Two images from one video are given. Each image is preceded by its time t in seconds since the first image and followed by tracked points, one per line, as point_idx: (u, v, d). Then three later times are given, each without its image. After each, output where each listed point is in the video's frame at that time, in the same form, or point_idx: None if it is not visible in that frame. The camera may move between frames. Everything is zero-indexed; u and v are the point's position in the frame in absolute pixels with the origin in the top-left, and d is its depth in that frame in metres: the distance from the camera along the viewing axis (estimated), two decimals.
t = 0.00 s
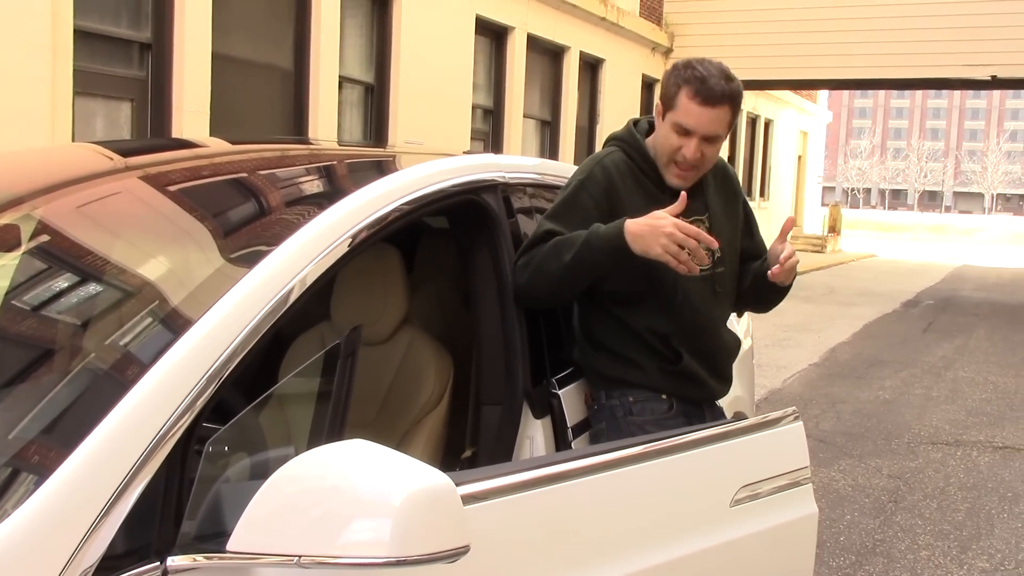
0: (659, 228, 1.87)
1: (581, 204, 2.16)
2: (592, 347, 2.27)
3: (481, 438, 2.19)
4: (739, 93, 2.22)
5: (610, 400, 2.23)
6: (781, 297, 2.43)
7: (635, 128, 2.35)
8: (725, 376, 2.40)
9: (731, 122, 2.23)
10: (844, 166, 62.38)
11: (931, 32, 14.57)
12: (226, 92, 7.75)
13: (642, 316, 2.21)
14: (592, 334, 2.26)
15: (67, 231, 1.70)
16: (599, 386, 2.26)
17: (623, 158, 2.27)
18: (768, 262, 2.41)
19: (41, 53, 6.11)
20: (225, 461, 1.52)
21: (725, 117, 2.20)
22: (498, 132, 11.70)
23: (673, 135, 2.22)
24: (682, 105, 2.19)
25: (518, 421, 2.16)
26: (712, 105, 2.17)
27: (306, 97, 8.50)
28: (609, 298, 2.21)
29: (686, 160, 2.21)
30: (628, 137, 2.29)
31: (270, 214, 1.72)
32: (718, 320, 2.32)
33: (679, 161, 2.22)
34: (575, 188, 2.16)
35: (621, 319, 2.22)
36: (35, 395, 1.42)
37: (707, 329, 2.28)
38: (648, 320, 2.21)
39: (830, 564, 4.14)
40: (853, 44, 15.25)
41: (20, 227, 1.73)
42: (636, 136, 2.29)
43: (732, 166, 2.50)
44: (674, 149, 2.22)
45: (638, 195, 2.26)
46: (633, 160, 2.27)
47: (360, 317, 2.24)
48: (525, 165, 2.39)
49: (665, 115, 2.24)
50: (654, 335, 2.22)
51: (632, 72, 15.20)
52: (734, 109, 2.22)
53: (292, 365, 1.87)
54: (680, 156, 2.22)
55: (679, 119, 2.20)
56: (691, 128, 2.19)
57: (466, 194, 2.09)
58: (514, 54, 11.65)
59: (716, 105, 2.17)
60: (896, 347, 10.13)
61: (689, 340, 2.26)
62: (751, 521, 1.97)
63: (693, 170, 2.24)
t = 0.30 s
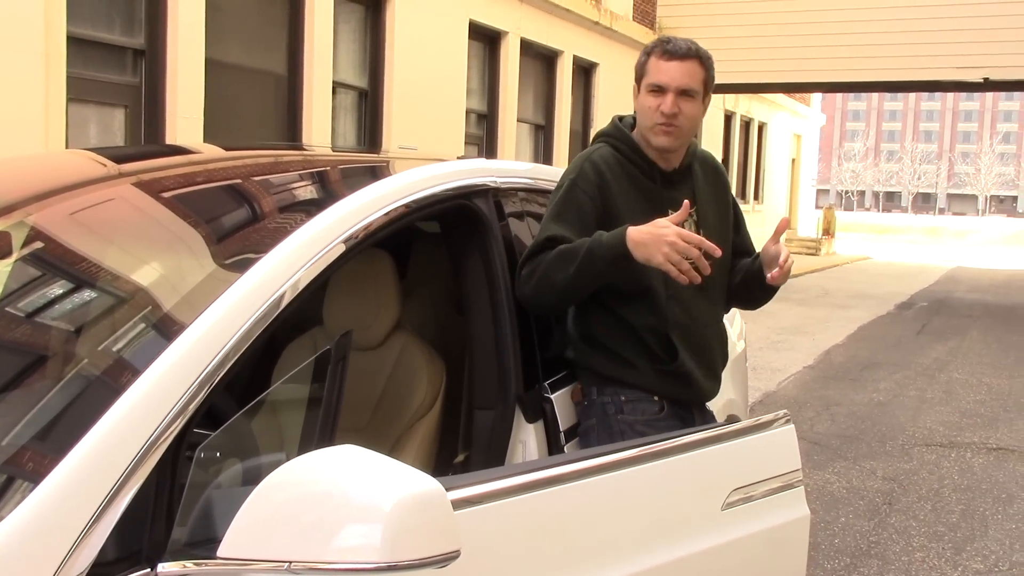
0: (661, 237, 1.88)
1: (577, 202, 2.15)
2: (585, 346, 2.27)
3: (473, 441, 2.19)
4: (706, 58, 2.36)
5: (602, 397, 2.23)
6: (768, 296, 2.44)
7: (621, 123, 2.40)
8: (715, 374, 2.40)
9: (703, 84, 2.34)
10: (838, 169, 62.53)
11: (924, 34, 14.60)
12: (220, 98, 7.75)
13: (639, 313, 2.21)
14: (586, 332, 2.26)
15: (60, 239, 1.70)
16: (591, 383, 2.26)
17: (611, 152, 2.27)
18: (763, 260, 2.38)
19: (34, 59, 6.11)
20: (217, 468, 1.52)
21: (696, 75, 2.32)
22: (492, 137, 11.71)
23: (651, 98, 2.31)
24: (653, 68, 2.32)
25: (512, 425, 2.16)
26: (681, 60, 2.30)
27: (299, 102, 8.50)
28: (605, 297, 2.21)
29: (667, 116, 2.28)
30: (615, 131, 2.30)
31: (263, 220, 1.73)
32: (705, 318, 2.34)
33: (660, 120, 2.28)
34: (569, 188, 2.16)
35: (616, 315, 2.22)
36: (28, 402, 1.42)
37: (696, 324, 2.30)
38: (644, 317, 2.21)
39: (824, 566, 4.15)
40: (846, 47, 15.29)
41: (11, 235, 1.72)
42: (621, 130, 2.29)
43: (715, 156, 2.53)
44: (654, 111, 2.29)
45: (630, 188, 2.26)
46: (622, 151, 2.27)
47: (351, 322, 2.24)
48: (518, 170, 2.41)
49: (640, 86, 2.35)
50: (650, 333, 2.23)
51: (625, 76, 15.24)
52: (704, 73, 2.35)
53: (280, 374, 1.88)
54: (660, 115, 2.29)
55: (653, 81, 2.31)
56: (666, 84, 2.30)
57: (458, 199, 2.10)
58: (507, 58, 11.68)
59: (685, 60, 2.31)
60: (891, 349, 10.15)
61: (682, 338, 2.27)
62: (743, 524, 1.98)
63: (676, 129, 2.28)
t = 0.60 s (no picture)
0: (638, 249, 1.88)
1: (556, 217, 2.15)
2: (570, 359, 2.27)
3: (466, 447, 2.19)
4: (676, 58, 2.36)
5: (589, 410, 2.24)
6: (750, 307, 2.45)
7: (597, 131, 2.40)
8: (704, 383, 2.40)
9: (675, 85, 2.34)
10: (830, 175, 62.75)
11: (915, 40, 14.67)
12: (213, 105, 7.75)
13: (624, 326, 2.21)
14: (571, 345, 2.26)
15: (52, 244, 1.68)
16: (579, 395, 2.26)
17: (588, 163, 2.27)
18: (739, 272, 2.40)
19: (26, 65, 6.10)
20: (210, 475, 1.52)
21: (668, 75, 2.32)
22: (485, 143, 11.72)
23: (624, 102, 2.30)
24: (624, 72, 2.32)
25: (505, 431, 2.15)
26: (650, 61, 2.30)
27: (292, 109, 8.49)
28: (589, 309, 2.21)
29: (642, 118, 2.28)
30: (591, 140, 2.31)
31: (256, 226, 1.73)
32: (692, 327, 2.34)
33: (635, 123, 2.28)
34: (546, 202, 2.16)
35: (602, 328, 2.23)
36: (20, 408, 1.41)
37: (681, 334, 2.31)
38: (629, 330, 2.21)
39: (818, 572, 4.15)
40: (837, 53, 15.35)
41: (3, 241, 1.71)
42: (595, 138, 2.31)
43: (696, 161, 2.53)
44: (629, 115, 2.29)
45: (608, 198, 2.27)
46: (599, 162, 2.28)
47: (344, 328, 2.24)
48: (512, 177, 2.41)
49: (612, 91, 2.35)
50: (636, 345, 2.23)
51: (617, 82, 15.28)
52: (676, 74, 2.34)
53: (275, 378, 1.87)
54: (635, 119, 2.29)
55: (626, 85, 2.31)
56: (639, 86, 2.29)
57: (452, 205, 2.10)
58: (500, 65, 11.70)
59: (654, 61, 2.31)
60: (883, 355, 10.18)
61: (668, 349, 2.28)
62: (737, 530, 1.98)
63: (652, 131, 2.28)
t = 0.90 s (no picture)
0: (615, 244, 1.85)
1: (539, 214, 2.11)
2: (561, 360, 2.26)
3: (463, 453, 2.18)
4: (652, 46, 2.34)
5: (583, 416, 2.23)
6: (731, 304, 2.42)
7: (574, 124, 2.37)
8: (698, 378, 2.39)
9: (652, 73, 2.32)
10: (824, 181, 62.88)
11: (910, 46, 14.71)
12: (209, 108, 7.73)
13: (613, 326, 2.20)
14: (561, 345, 2.25)
15: (46, 247, 1.67)
16: (572, 401, 2.25)
17: (566, 156, 2.24)
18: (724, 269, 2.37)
19: (21, 68, 6.08)
20: (205, 481, 1.51)
21: (644, 63, 2.30)
22: (481, 148, 11.72)
23: (602, 90, 2.28)
24: (601, 60, 2.30)
25: (502, 436, 2.14)
26: (626, 49, 2.29)
27: (288, 113, 8.48)
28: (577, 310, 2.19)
29: (619, 106, 2.26)
30: (569, 134, 2.29)
31: (252, 230, 1.72)
32: (682, 324, 2.32)
33: (612, 111, 2.26)
34: (528, 197, 2.11)
35: (592, 327, 2.21)
36: (14, 412, 1.40)
37: (671, 328, 2.28)
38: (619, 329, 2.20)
39: None
40: (832, 59, 15.39)
41: None
42: (573, 133, 2.30)
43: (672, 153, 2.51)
44: (607, 103, 2.26)
45: (588, 191, 2.23)
46: (578, 153, 2.26)
47: (341, 333, 2.23)
48: (509, 180, 2.40)
49: (589, 80, 2.33)
50: (628, 345, 2.21)
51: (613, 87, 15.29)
52: (652, 62, 2.33)
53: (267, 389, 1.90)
54: (612, 107, 2.27)
55: (602, 73, 2.29)
56: (615, 74, 2.27)
57: (450, 210, 2.10)
58: (496, 69, 11.70)
59: (631, 49, 2.29)
60: (878, 361, 10.19)
61: (658, 347, 2.26)
62: (735, 536, 1.97)
63: (630, 119, 2.26)
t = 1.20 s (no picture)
0: (594, 260, 1.84)
1: (531, 217, 2.11)
2: (556, 357, 2.24)
3: (461, 457, 2.18)
4: (648, 50, 2.25)
5: (584, 416, 2.22)
6: (715, 306, 2.37)
7: (564, 123, 2.34)
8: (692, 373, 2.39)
9: (648, 81, 2.25)
10: (818, 181, 63.01)
11: (900, 46, 14.76)
12: (202, 114, 7.73)
13: (609, 324, 2.19)
14: (555, 343, 2.23)
15: (40, 255, 1.66)
16: (572, 401, 2.24)
17: (558, 157, 2.23)
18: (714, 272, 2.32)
19: (12, 74, 6.06)
20: (202, 487, 1.51)
21: (640, 73, 2.23)
22: (475, 151, 11.73)
23: (597, 105, 2.22)
24: (597, 71, 2.21)
25: (499, 439, 2.14)
26: (624, 61, 2.20)
27: (281, 118, 8.48)
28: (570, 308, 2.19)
29: (616, 122, 2.21)
30: (560, 134, 2.27)
31: (246, 236, 1.72)
32: (674, 319, 2.32)
33: (609, 126, 2.21)
34: (521, 201, 2.12)
35: (587, 325, 2.20)
36: (8, 421, 1.40)
37: (664, 323, 2.29)
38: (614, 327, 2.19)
39: None
40: (824, 59, 15.42)
41: None
42: (564, 132, 2.27)
43: (664, 151, 2.51)
44: (603, 117, 2.21)
45: (581, 191, 2.22)
46: (569, 154, 2.24)
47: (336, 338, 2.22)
48: (502, 183, 2.40)
49: (583, 88, 2.25)
50: (625, 342, 2.20)
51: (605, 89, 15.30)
52: (648, 68, 2.25)
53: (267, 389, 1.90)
54: (608, 122, 2.22)
55: (599, 85, 2.21)
56: (612, 89, 2.20)
57: (445, 213, 2.10)
58: (488, 73, 11.71)
59: (628, 61, 2.20)
60: (874, 360, 10.21)
61: (653, 342, 2.26)
62: (733, 536, 1.97)
63: (626, 134, 2.23)
